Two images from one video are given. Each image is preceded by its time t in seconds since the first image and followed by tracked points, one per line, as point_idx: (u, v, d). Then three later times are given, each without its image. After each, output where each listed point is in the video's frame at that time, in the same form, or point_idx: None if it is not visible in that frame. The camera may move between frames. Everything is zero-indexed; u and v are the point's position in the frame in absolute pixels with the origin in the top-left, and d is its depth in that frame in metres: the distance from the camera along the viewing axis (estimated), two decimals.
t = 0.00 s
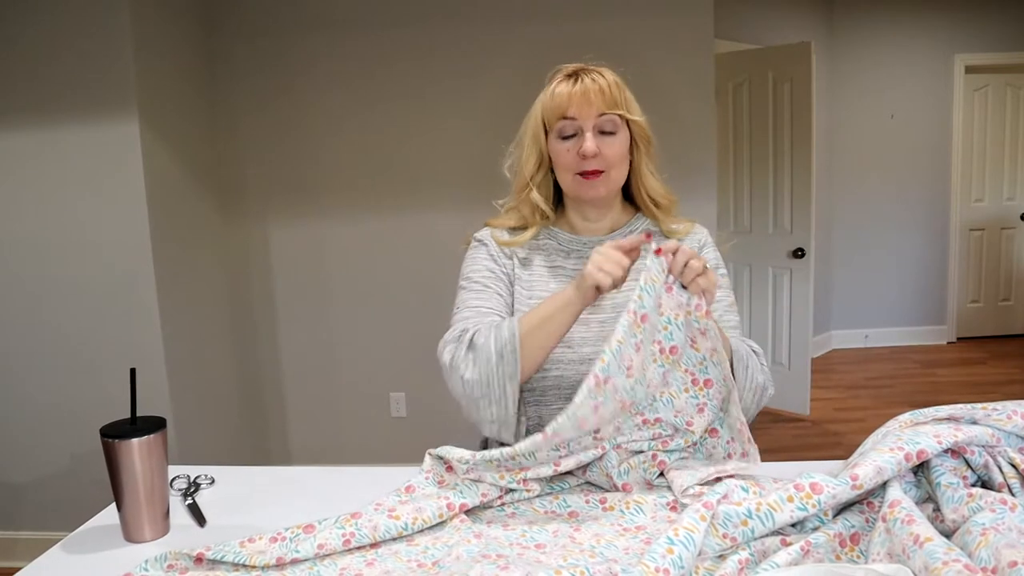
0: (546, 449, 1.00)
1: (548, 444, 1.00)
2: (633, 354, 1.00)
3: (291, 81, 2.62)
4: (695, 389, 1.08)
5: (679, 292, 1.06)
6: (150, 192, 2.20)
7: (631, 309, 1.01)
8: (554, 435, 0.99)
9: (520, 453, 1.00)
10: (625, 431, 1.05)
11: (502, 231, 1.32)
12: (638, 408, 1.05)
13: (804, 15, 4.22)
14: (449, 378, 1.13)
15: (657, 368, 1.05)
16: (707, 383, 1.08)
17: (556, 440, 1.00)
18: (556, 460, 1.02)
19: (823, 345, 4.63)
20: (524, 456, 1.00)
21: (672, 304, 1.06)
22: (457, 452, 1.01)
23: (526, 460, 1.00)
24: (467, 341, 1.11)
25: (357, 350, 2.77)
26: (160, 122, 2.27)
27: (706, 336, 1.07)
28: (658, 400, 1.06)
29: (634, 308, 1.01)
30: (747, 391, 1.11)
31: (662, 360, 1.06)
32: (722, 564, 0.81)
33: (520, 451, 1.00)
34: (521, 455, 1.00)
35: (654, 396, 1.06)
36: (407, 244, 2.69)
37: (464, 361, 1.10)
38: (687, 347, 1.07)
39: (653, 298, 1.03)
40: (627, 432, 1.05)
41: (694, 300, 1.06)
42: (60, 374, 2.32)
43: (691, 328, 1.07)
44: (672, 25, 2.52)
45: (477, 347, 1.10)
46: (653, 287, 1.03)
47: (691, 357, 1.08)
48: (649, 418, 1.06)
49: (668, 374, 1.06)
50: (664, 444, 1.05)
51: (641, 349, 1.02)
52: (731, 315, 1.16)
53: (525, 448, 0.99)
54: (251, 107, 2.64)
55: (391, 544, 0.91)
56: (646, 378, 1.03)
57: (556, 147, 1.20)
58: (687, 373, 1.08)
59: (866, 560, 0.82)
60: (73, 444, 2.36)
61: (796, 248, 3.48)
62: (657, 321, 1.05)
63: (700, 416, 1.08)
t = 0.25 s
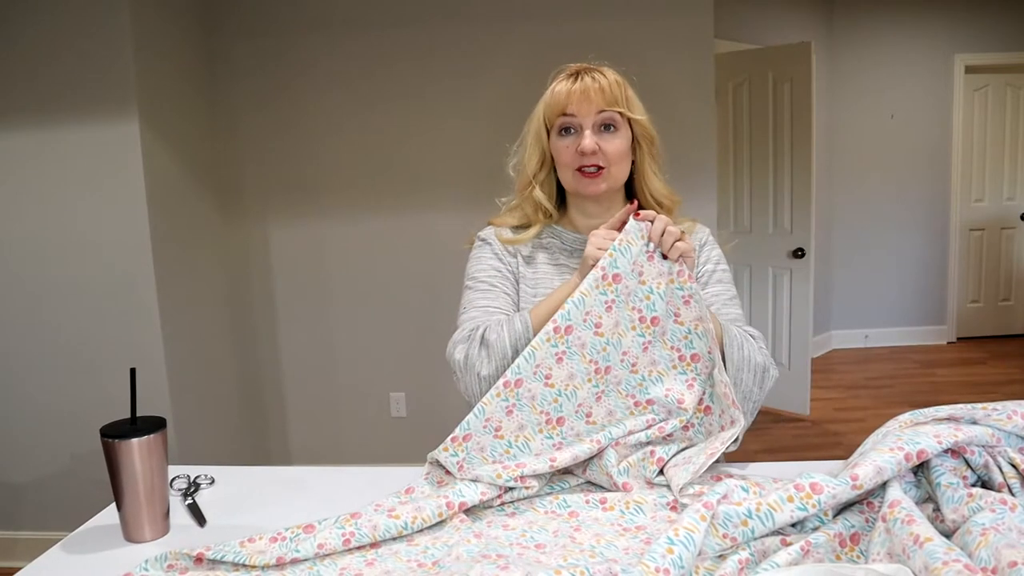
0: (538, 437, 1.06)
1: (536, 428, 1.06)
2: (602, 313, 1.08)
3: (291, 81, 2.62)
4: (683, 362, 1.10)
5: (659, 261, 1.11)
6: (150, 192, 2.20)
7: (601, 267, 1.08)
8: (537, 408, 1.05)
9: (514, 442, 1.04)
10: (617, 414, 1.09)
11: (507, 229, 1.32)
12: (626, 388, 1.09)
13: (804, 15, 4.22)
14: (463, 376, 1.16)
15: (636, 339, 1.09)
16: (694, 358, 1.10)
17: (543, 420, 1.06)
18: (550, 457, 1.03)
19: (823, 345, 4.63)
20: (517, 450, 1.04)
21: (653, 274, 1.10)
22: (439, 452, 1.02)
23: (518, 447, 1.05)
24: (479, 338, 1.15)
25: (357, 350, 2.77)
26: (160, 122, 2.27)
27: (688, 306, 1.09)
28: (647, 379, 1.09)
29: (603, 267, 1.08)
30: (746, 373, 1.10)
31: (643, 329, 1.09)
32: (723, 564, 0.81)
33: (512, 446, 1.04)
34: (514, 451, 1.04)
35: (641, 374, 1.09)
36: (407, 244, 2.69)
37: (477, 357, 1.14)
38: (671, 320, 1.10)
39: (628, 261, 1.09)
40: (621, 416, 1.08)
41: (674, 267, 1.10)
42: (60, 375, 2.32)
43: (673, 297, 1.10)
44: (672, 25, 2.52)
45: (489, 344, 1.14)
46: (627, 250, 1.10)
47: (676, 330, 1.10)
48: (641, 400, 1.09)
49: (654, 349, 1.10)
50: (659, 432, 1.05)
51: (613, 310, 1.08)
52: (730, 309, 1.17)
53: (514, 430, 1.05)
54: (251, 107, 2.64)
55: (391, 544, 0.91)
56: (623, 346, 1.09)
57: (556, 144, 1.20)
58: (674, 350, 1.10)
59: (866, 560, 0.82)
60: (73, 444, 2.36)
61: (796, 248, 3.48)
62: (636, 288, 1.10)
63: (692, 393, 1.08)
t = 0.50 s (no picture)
0: (538, 437, 1.06)
1: (536, 427, 1.06)
2: (602, 311, 1.08)
3: (291, 81, 2.62)
4: (682, 362, 1.10)
5: (658, 260, 1.11)
6: (150, 192, 2.20)
7: (600, 266, 1.09)
8: (537, 407, 1.05)
9: (514, 441, 1.05)
10: (617, 414, 1.08)
11: (508, 230, 1.32)
12: (625, 387, 1.09)
13: (804, 15, 4.22)
14: (458, 384, 1.17)
15: (635, 338, 1.10)
16: (693, 357, 1.10)
17: (543, 419, 1.06)
18: (550, 456, 1.03)
19: (823, 345, 4.63)
20: (516, 449, 1.04)
21: (651, 272, 1.11)
22: (439, 451, 1.01)
23: (518, 446, 1.05)
24: (472, 347, 1.15)
25: (357, 350, 2.77)
26: (160, 122, 2.27)
27: (686, 304, 1.10)
28: (647, 378, 1.09)
29: (603, 266, 1.09)
30: (744, 373, 1.10)
31: (640, 328, 1.10)
32: (723, 564, 0.81)
33: (512, 445, 1.04)
34: (514, 451, 1.04)
35: (640, 373, 1.09)
36: (407, 244, 2.69)
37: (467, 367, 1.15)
38: (669, 319, 1.10)
39: (627, 259, 1.10)
40: (620, 415, 1.08)
41: (672, 266, 1.10)
42: (60, 375, 2.32)
43: (670, 295, 1.10)
44: (672, 25, 2.52)
45: (481, 352, 1.14)
46: (626, 248, 1.10)
47: (675, 329, 1.10)
48: (640, 400, 1.08)
49: (652, 348, 1.10)
50: (659, 431, 1.05)
51: (612, 308, 1.09)
52: (731, 309, 1.17)
53: (513, 429, 1.05)
54: (251, 107, 2.64)
55: (391, 544, 0.91)
56: (620, 344, 1.09)
57: (559, 141, 1.20)
58: (673, 349, 1.10)
59: (866, 560, 0.82)
60: (73, 444, 2.36)
61: (796, 248, 3.48)
62: (634, 286, 1.10)
63: (691, 392, 1.08)
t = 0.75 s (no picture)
0: (548, 423, 1.03)
1: (547, 412, 1.03)
2: (614, 297, 1.06)
3: (291, 81, 2.62)
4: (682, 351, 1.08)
5: (662, 247, 1.09)
6: (150, 192, 2.20)
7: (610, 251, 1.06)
8: (549, 392, 1.02)
9: (523, 425, 1.02)
10: (618, 401, 1.07)
11: (509, 231, 1.33)
12: (625, 374, 1.07)
13: (804, 15, 4.22)
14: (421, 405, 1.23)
15: (637, 324, 1.08)
16: (694, 347, 1.08)
17: (555, 406, 1.03)
18: (556, 448, 1.03)
19: (823, 345, 4.63)
20: (524, 433, 1.02)
21: (655, 259, 1.09)
22: (446, 424, 1.01)
23: (526, 430, 1.02)
24: (429, 381, 1.19)
25: (357, 350, 2.77)
26: (160, 122, 2.27)
27: (690, 293, 1.07)
28: (647, 366, 1.08)
29: (613, 251, 1.07)
30: (749, 366, 1.07)
31: (641, 314, 1.08)
32: (723, 564, 0.81)
33: (520, 429, 1.02)
34: (522, 434, 1.02)
35: (640, 360, 1.08)
36: (407, 244, 2.69)
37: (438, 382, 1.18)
38: (672, 308, 1.08)
39: (634, 245, 1.08)
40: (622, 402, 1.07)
41: (676, 253, 1.08)
42: (60, 375, 2.32)
43: (673, 283, 1.08)
44: (672, 25, 2.51)
45: (438, 389, 1.18)
46: (633, 234, 1.08)
47: (676, 318, 1.08)
48: (639, 388, 1.07)
49: (654, 335, 1.08)
50: (659, 424, 1.05)
51: (621, 293, 1.06)
52: (736, 307, 1.16)
53: (524, 413, 1.02)
54: (251, 107, 2.64)
55: (391, 544, 0.91)
56: (622, 330, 1.07)
57: (563, 140, 1.20)
58: (674, 338, 1.08)
59: (866, 560, 0.82)
60: (73, 444, 2.36)
61: (796, 248, 3.48)
62: (639, 272, 1.08)
63: (689, 383, 1.07)
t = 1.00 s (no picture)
0: (549, 416, 1.01)
1: (547, 406, 1.01)
2: (602, 287, 1.06)
3: (291, 81, 2.62)
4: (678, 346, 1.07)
5: (655, 240, 1.10)
6: (150, 192, 2.20)
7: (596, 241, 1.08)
8: (545, 383, 1.02)
9: (524, 421, 1.00)
10: (614, 395, 1.07)
11: (506, 234, 1.34)
12: (620, 367, 1.08)
13: (804, 15, 4.22)
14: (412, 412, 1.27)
15: (631, 317, 1.08)
16: (689, 341, 1.07)
17: (554, 398, 1.01)
18: (555, 447, 1.00)
19: (823, 345, 4.63)
20: (526, 429, 1.00)
21: (648, 252, 1.10)
22: (443, 424, 1.01)
23: (529, 425, 1.00)
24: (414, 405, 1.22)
25: (357, 349, 2.77)
26: (160, 122, 2.27)
27: (684, 286, 1.07)
28: (642, 359, 1.08)
29: (600, 242, 1.08)
30: (748, 363, 1.07)
31: (635, 306, 1.08)
32: (723, 565, 0.81)
33: (521, 426, 1.00)
34: (523, 431, 1.00)
35: (636, 354, 1.08)
36: (408, 244, 2.69)
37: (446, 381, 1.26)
38: (667, 301, 1.08)
39: (623, 236, 1.09)
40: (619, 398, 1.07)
41: (669, 246, 1.09)
42: (60, 375, 2.32)
43: (667, 276, 1.08)
44: (672, 25, 2.51)
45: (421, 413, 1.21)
46: (622, 226, 1.10)
47: (671, 311, 1.08)
48: (635, 382, 1.07)
49: (648, 328, 1.09)
50: (656, 420, 1.05)
51: (612, 284, 1.07)
52: (735, 306, 1.16)
53: (523, 408, 1.01)
54: (251, 107, 2.64)
55: (391, 544, 0.91)
56: (615, 322, 1.08)
57: (563, 144, 1.20)
58: (670, 331, 1.08)
59: (866, 560, 0.82)
60: (73, 444, 2.36)
61: (796, 248, 3.48)
62: (632, 265, 1.09)
63: (685, 376, 1.05)
